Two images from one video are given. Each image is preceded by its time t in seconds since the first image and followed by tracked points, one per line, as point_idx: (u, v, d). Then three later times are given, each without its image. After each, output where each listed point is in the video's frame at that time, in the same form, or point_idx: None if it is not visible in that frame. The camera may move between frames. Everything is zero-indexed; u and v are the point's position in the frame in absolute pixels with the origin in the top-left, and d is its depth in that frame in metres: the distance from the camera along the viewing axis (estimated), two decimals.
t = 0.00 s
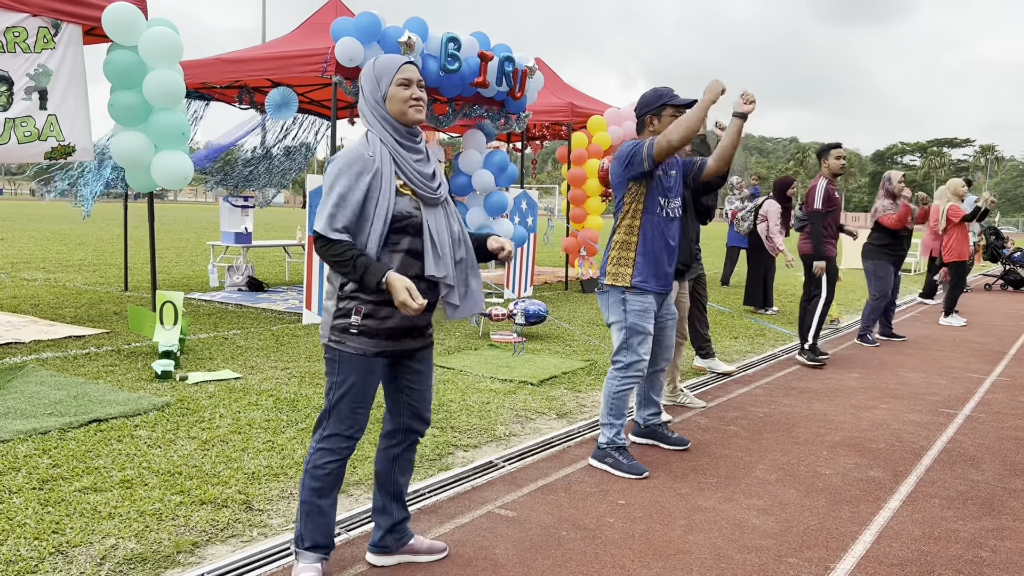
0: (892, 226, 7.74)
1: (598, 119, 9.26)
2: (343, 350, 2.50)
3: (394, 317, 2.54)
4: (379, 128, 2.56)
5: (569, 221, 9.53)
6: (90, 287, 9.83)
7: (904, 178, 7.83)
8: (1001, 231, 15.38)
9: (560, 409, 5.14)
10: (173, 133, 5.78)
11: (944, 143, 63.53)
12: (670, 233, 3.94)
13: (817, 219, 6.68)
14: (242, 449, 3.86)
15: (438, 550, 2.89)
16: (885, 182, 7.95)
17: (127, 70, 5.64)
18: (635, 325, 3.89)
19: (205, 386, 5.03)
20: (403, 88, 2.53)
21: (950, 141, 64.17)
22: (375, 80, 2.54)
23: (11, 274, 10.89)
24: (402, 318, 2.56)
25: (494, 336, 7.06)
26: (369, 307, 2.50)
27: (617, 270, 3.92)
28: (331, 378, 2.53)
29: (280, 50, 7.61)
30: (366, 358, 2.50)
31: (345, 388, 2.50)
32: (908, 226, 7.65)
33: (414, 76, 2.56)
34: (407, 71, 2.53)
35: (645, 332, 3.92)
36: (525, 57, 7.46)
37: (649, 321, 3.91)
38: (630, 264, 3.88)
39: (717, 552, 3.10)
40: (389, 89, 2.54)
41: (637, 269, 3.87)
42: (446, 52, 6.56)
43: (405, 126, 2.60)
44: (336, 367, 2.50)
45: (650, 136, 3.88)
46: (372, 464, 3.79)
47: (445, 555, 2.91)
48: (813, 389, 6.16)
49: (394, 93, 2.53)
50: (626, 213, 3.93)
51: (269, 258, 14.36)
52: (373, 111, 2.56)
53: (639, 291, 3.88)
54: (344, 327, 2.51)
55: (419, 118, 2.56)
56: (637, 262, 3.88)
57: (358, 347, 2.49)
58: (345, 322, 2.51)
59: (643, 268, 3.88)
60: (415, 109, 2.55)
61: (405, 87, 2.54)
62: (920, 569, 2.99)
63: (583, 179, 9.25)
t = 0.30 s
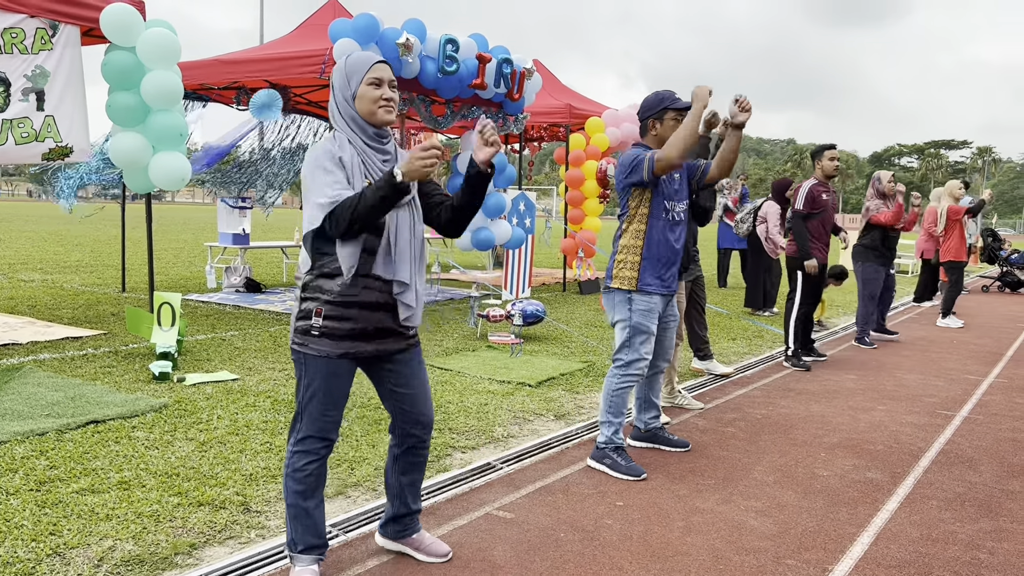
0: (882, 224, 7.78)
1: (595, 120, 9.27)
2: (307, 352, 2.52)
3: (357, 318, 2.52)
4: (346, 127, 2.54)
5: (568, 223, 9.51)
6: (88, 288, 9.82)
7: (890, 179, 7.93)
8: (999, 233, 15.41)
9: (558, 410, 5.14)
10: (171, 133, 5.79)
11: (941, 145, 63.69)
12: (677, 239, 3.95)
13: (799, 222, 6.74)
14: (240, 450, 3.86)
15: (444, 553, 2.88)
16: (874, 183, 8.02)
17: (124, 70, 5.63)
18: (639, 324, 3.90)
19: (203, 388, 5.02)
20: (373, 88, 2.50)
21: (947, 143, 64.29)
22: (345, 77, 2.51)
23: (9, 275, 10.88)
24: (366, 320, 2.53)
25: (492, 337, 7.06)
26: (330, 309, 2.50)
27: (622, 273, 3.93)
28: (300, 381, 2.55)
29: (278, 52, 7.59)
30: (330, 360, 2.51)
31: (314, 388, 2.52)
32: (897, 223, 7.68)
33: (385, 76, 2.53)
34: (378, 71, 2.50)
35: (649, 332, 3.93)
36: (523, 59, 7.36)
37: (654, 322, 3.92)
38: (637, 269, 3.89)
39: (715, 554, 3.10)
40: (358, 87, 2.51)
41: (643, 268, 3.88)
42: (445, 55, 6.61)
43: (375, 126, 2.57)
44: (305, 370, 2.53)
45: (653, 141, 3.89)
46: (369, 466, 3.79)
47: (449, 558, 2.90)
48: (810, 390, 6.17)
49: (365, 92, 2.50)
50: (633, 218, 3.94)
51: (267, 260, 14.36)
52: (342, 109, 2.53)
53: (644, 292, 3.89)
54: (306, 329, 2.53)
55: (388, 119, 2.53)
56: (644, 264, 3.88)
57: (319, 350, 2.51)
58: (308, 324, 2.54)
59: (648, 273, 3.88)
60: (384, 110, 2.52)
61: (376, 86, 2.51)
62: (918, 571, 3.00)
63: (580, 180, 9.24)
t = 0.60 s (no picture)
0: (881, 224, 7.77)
1: (594, 122, 9.26)
2: (309, 353, 2.53)
3: (360, 318, 2.54)
4: (334, 131, 2.54)
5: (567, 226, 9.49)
6: (86, 289, 9.82)
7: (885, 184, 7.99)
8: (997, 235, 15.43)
9: (557, 412, 5.14)
10: (170, 135, 5.79)
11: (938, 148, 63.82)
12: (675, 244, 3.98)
13: (790, 222, 6.75)
14: (238, 451, 3.85)
15: (441, 553, 2.89)
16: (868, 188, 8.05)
17: (123, 71, 5.63)
18: (635, 323, 3.90)
19: (201, 389, 5.01)
20: (362, 92, 2.49)
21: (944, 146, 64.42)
22: (334, 81, 2.49)
23: (7, 276, 10.87)
24: (369, 320, 2.55)
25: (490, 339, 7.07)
26: (332, 309, 2.52)
27: (620, 274, 3.95)
28: (301, 381, 2.55)
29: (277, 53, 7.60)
30: (331, 361, 2.51)
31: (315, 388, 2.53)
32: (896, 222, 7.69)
33: (374, 80, 2.52)
34: (367, 75, 2.50)
35: (646, 332, 3.93)
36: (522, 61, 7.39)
37: (651, 322, 3.92)
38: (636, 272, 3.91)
39: (713, 555, 3.11)
40: (348, 91, 2.50)
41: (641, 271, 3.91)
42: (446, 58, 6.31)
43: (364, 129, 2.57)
44: (306, 370, 2.53)
45: (656, 144, 3.92)
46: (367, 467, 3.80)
47: (447, 558, 2.91)
48: (808, 392, 6.18)
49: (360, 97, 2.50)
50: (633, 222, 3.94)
51: (266, 261, 14.35)
52: (330, 112, 2.53)
53: (641, 291, 3.89)
54: (307, 329, 2.54)
55: (376, 123, 2.54)
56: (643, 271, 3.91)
57: (320, 350, 2.52)
58: (309, 324, 2.55)
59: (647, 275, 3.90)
60: (372, 114, 2.53)
61: (365, 90, 2.50)
62: (915, 572, 3.01)
63: (579, 183, 9.15)
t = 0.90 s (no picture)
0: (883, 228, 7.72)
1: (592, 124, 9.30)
2: (319, 354, 2.58)
3: (367, 320, 2.60)
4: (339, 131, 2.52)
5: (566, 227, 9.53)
6: (84, 290, 9.81)
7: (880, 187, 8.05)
8: (993, 237, 15.50)
9: (554, 414, 5.14)
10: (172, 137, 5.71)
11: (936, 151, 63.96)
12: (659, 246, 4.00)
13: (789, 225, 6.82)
14: (236, 453, 3.85)
15: (439, 554, 2.91)
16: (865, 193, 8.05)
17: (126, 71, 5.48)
18: (623, 331, 3.92)
19: (199, 390, 5.01)
20: (369, 97, 2.49)
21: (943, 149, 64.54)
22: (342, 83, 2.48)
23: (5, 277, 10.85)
24: (375, 321, 2.62)
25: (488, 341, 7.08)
26: (342, 309, 2.55)
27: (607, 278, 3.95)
28: (308, 382, 2.61)
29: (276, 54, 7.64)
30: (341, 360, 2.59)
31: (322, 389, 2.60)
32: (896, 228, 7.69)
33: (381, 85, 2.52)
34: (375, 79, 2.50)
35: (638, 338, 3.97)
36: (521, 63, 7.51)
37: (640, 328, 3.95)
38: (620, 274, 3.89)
39: (711, 557, 3.11)
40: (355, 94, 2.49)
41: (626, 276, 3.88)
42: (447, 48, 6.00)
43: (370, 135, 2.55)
44: (313, 373, 2.58)
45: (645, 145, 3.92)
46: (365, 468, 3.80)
47: (446, 557, 2.93)
48: (806, 394, 6.19)
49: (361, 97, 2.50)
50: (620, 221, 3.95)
51: (264, 262, 14.34)
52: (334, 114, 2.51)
53: (627, 299, 3.90)
54: (315, 330, 2.57)
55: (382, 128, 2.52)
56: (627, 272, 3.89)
57: (331, 351, 2.57)
58: (318, 325, 2.57)
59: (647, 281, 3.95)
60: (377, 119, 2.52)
61: (372, 95, 2.50)
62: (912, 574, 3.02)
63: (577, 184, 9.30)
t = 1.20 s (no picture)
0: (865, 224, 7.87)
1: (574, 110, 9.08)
2: (320, 352, 2.57)
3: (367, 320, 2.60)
4: (339, 128, 2.54)
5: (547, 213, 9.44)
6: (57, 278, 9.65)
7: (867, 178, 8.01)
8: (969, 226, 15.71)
9: (535, 400, 5.16)
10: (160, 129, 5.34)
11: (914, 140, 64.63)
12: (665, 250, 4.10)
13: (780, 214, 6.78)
14: (213, 441, 3.82)
15: (436, 556, 2.83)
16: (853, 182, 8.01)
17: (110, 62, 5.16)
18: (633, 331, 3.93)
19: (175, 378, 4.96)
20: (372, 96, 2.58)
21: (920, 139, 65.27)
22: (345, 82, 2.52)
23: None
24: (375, 321, 2.62)
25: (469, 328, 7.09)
26: (343, 309, 2.56)
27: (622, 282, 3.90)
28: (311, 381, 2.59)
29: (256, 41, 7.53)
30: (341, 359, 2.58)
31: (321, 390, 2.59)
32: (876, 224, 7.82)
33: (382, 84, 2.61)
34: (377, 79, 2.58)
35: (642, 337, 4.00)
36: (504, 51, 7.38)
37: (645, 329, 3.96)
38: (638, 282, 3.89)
39: (689, 541, 3.14)
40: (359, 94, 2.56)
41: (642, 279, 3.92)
42: (454, 52, 5.49)
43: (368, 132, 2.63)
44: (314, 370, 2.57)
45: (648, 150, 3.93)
46: (345, 456, 3.79)
47: (444, 560, 2.86)
48: (784, 380, 6.25)
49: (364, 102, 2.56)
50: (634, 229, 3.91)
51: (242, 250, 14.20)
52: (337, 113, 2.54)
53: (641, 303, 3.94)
54: (319, 330, 2.56)
55: (384, 128, 2.63)
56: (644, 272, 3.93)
57: (332, 350, 2.57)
58: (320, 324, 2.57)
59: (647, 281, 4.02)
60: (380, 119, 2.61)
61: (375, 95, 2.59)
62: (887, 556, 3.06)
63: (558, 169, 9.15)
